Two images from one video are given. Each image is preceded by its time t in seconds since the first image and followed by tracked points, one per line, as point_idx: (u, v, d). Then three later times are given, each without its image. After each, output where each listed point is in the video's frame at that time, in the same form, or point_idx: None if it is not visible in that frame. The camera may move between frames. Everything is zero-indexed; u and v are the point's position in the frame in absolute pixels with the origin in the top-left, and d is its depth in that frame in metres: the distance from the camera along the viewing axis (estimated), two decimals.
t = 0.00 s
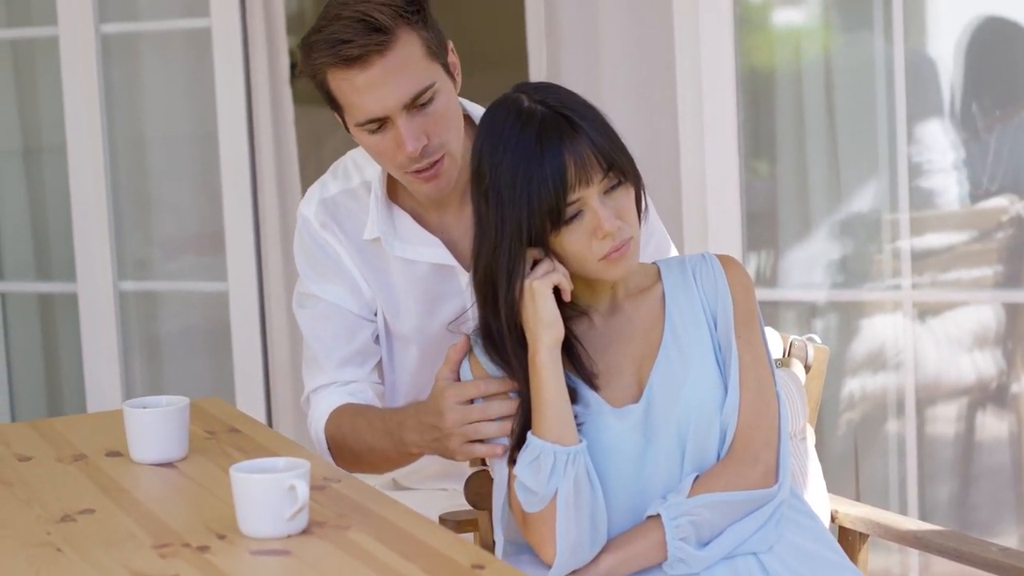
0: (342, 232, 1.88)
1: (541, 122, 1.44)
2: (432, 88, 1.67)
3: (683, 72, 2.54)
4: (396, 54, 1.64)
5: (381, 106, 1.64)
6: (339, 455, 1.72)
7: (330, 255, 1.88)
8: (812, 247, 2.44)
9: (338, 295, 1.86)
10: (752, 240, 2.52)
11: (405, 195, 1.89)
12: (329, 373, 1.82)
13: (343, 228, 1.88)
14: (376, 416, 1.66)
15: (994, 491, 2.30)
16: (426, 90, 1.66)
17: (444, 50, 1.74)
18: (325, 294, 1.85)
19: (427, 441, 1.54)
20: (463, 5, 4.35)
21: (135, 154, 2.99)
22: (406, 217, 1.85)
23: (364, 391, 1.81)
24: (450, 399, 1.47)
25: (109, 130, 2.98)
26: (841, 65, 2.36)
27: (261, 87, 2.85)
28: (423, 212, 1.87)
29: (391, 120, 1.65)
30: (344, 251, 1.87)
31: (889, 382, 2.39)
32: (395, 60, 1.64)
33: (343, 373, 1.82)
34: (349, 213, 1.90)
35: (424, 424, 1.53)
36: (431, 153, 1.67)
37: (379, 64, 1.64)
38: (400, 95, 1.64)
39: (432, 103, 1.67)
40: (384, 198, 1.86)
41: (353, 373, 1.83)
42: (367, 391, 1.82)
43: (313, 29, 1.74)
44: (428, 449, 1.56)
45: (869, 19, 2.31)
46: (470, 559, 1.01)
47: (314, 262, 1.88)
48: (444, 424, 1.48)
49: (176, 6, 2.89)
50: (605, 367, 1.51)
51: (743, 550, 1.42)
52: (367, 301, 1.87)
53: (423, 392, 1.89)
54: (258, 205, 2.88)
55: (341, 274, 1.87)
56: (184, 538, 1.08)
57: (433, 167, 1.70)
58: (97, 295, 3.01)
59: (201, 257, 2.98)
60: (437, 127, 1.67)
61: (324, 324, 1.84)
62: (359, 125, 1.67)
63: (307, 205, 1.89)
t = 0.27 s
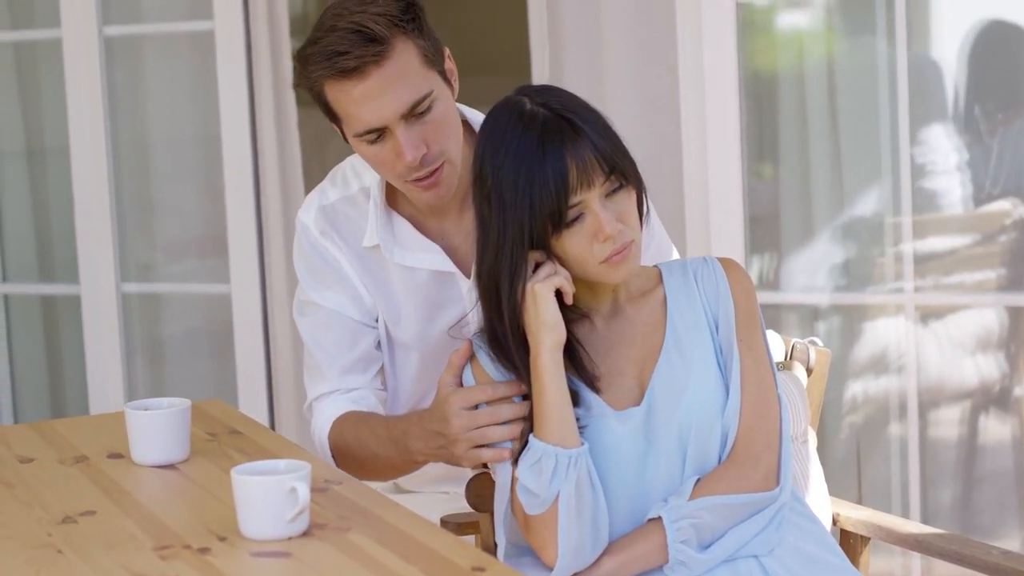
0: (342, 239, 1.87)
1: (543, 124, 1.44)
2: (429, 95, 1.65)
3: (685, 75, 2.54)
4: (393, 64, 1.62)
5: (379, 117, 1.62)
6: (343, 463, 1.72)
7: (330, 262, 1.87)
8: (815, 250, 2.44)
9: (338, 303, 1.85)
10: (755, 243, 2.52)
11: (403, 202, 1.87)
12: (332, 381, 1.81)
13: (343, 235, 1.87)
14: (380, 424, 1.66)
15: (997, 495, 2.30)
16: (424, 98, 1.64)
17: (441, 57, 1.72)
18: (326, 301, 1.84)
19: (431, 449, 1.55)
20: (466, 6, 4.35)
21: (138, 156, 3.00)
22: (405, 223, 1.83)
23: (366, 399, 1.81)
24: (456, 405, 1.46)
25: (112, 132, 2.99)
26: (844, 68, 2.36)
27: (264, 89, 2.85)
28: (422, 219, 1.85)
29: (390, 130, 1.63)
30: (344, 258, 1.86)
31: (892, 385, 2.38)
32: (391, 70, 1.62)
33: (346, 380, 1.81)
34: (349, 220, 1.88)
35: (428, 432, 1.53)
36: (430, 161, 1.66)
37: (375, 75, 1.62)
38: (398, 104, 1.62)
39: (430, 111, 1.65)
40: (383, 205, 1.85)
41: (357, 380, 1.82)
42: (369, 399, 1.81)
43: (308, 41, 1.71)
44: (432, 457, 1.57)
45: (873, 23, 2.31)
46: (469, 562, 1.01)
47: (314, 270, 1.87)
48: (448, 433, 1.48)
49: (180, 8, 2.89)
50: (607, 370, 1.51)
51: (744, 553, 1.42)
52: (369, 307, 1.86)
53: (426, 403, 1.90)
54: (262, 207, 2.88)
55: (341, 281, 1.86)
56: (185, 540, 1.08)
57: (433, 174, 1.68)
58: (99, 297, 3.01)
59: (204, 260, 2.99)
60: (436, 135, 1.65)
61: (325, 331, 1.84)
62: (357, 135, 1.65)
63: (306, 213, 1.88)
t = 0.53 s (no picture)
0: (339, 243, 1.86)
1: (542, 124, 1.45)
2: (426, 100, 1.64)
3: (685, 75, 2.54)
4: (390, 69, 1.61)
5: (376, 122, 1.61)
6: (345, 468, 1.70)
7: (328, 266, 1.86)
8: (815, 251, 2.44)
9: (337, 307, 1.84)
10: (755, 244, 2.52)
11: (400, 206, 1.87)
12: (332, 386, 1.80)
13: (340, 239, 1.87)
14: (382, 429, 1.65)
15: (997, 496, 2.30)
16: (421, 103, 1.63)
17: (437, 61, 1.71)
18: (325, 305, 1.84)
19: (434, 455, 1.52)
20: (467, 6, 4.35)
21: (139, 156, 3.00)
22: (402, 225, 1.83)
23: (367, 402, 1.79)
24: (458, 410, 1.44)
25: (113, 132, 2.99)
26: (844, 69, 2.36)
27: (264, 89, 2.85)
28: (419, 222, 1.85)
29: (387, 135, 1.62)
30: (342, 262, 1.85)
31: (892, 386, 2.38)
32: (388, 76, 1.61)
33: (346, 384, 1.80)
34: (345, 224, 1.88)
35: (431, 437, 1.50)
36: (429, 167, 1.64)
37: (372, 81, 1.60)
38: (396, 110, 1.61)
39: (428, 116, 1.64)
40: (380, 209, 1.84)
41: (357, 384, 1.81)
42: (370, 403, 1.79)
43: (303, 49, 1.70)
44: (434, 463, 1.54)
45: (873, 23, 2.31)
46: (468, 562, 1.01)
47: (312, 274, 1.86)
48: (452, 438, 1.45)
49: (180, 8, 2.90)
50: (606, 370, 1.51)
51: (743, 553, 1.42)
52: (367, 311, 1.86)
53: (427, 407, 1.91)
54: (262, 207, 2.88)
55: (340, 286, 1.85)
56: (183, 540, 1.09)
57: (431, 179, 1.67)
58: (100, 297, 3.01)
59: (204, 260, 2.99)
60: (434, 140, 1.64)
61: (324, 336, 1.83)
62: (355, 142, 1.64)
63: (303, 217, 1.87)
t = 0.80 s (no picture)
0: (339, 246, 1.86)
1: (544, 123, 1.45)
2: (425, 103, 1.63)
3: (688, 74, 2.54)
4: (389, 75, 1.61)
5: (376, 127, 1.60)
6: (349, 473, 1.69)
7: (328, 270, 1.86)
8: (817, 250, 2.44)
9: (338, 310, 1.84)
10: (758, 243, 2.52)
11: (400, 207, 1.86)
12: (334, 389, 1.80)
13: (340, 243, 1.86)
14: (386, 434, 1.63)
15: (1000, 495, 2.29)
16: (421, 108, 1.62)
17: (436, 64, 1.70)
18: (325, 309, 1.84)
19: (439, 461, 1.50)
20: (470, 6, 4.35)
21: (142, 155, 3.00)
22: (401, 228, 1.83)
23: (370, 405, 1.79)
24: (464, 416, 1.43)
25: (116, 131, 2.99)
26: (847, 68, 2.36)
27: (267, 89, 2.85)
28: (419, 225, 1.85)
29: (388, 141, 1.61)
30: (342, 265, 1.85)
31: (894, 385, 2.38)
32: (387, 81, 1.60)
33: (348, 387, 1.80)
34: (345, 228, 1.87)
35: (437, 444, 1.48)
36: (430, 171, 1.64)
37: (372, 87, 1.60)
38: (396, 115, 1.60)
39: (428, 120, 1.63)
40: (379, 212, 1.83)
41: (359, 387, 1.81)
42: (373, 405, 1.80)
43: (301, 56, 1.70)
44: (440, 469, 1.52)
45: (876, 23, 2.31)
46: (469, 561, 1.01)
47: (313, 278, 1.86)
48: (459, 444, 1.43)
49: (183, 8, 2.90)
50: (607, 369, 1.51)
51: (744, 552, 1.42)
52: (368, 314, 1.86)
53: (430, 407, 1.90)
54: (265, 206, 2.88)
55: (340, 289, 1.86)
56: (185, 539, 1.09)
57: (431, 182, 1.66)
58: (103, 296, 3.02)
59: (207, 259, 2.99)
60: (434, 144, 1.64)
61: (326, 339, 1.83)
62: (355, 147, 1.63)
63: (302, 221, 1.86)
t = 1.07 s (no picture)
0: (336, 245, 1.86)
1: (542, 118, 1.45)
2: (422, 104, 1.63)
3: (688, 70, 2.54)
4: (385, 76, 1.60)
5: (373, 129, 1.60)
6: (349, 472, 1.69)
7: (325, 268, 1.86)
8: (817, 246, 2.44)
9: (335, 308, 1.84)
10: (757, 239, 2.52)
11: (397, 206, 1.86)
12: (334, 388, 1.80)
13: (337, 241, 1.86)
14: (387, 433, 1.63)
15: (999, 491, 2.30)
16: (418, 108, 1.62)
17: (431, 63, 1.70)
18: (323, 308, 1.84)
19: (440, 462, 1.50)
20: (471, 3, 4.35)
21: (141, 150, 3.00)
22: (398, 226, 1.83)
23: (369, 404, 1.78)
24: (466, 416, 1.43)
25: (115, 127, 2.99)
26: (846, 65, 2.36)
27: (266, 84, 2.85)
28: (416, 224, 1.85)
29: (385, 142, 1.61)
30: (339, 264, 1.85)
31: (893, 381, 2.38)
32: (384, 82, 1.60)
33: (348, 385, 1.80)
34: (342, 227, 1.87)
35: (438, 445, 1.48)
36: (427, 170, 1.64)
37: (368, 89, 1.59)
38: (393, 116, 1.60)
39: (424, 120, 1.63)
40: (376, 211, 1.83)
41: (358, 386, 1.80)
42: (373, 404, 1.79)
43: (295, 59, 1.69)
44: (441, 469, 1.53)
45: (876, 19, 2.30)
46: (465, 556, 1.02)
47: (311, 277, 1.86)
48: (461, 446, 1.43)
49: (183, 3, 2.90)
50: (605, 365, 1.51)
51: (741, 548, 1.42)
52: (366, 312, 1.86)
53: (429, 404, 1.90)
54: (264, 201, 2.89)
55: (338, 287, 1.86)
56: (182, 534, 1.09)
57: (428, 182, 1.67)
58: (102, 291, 3.02)
59: (207, 255, 2.99)
60: (431, 143, 1.64)
61: (324, 338, 1.83)
62: (352, 149, 1.63)
63: (298, 220, 1.86)
